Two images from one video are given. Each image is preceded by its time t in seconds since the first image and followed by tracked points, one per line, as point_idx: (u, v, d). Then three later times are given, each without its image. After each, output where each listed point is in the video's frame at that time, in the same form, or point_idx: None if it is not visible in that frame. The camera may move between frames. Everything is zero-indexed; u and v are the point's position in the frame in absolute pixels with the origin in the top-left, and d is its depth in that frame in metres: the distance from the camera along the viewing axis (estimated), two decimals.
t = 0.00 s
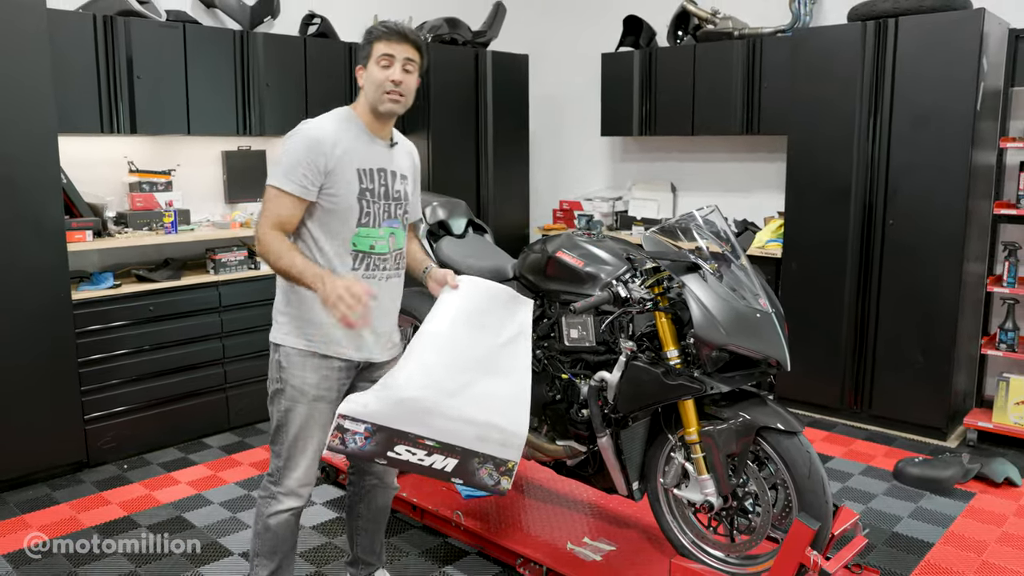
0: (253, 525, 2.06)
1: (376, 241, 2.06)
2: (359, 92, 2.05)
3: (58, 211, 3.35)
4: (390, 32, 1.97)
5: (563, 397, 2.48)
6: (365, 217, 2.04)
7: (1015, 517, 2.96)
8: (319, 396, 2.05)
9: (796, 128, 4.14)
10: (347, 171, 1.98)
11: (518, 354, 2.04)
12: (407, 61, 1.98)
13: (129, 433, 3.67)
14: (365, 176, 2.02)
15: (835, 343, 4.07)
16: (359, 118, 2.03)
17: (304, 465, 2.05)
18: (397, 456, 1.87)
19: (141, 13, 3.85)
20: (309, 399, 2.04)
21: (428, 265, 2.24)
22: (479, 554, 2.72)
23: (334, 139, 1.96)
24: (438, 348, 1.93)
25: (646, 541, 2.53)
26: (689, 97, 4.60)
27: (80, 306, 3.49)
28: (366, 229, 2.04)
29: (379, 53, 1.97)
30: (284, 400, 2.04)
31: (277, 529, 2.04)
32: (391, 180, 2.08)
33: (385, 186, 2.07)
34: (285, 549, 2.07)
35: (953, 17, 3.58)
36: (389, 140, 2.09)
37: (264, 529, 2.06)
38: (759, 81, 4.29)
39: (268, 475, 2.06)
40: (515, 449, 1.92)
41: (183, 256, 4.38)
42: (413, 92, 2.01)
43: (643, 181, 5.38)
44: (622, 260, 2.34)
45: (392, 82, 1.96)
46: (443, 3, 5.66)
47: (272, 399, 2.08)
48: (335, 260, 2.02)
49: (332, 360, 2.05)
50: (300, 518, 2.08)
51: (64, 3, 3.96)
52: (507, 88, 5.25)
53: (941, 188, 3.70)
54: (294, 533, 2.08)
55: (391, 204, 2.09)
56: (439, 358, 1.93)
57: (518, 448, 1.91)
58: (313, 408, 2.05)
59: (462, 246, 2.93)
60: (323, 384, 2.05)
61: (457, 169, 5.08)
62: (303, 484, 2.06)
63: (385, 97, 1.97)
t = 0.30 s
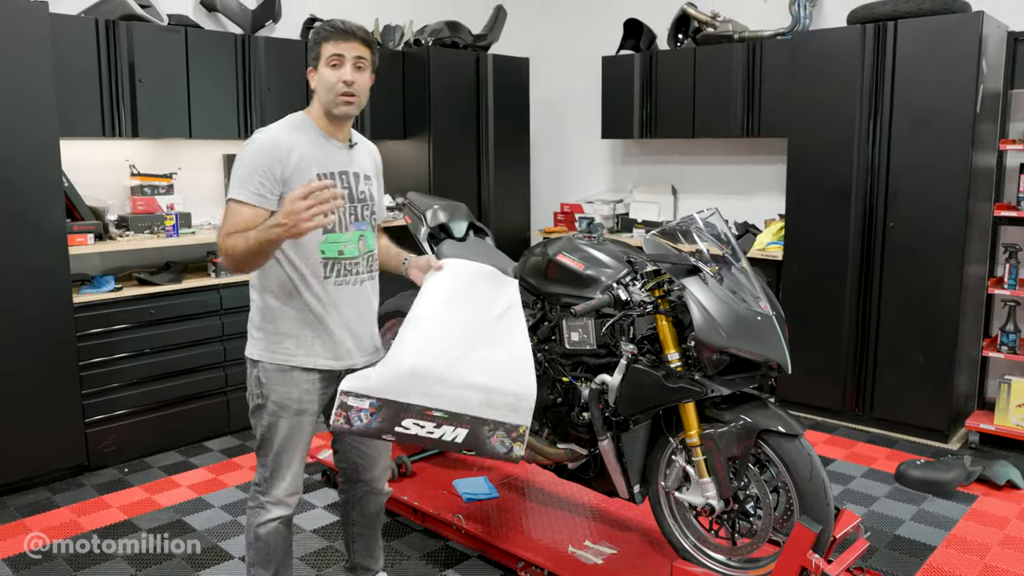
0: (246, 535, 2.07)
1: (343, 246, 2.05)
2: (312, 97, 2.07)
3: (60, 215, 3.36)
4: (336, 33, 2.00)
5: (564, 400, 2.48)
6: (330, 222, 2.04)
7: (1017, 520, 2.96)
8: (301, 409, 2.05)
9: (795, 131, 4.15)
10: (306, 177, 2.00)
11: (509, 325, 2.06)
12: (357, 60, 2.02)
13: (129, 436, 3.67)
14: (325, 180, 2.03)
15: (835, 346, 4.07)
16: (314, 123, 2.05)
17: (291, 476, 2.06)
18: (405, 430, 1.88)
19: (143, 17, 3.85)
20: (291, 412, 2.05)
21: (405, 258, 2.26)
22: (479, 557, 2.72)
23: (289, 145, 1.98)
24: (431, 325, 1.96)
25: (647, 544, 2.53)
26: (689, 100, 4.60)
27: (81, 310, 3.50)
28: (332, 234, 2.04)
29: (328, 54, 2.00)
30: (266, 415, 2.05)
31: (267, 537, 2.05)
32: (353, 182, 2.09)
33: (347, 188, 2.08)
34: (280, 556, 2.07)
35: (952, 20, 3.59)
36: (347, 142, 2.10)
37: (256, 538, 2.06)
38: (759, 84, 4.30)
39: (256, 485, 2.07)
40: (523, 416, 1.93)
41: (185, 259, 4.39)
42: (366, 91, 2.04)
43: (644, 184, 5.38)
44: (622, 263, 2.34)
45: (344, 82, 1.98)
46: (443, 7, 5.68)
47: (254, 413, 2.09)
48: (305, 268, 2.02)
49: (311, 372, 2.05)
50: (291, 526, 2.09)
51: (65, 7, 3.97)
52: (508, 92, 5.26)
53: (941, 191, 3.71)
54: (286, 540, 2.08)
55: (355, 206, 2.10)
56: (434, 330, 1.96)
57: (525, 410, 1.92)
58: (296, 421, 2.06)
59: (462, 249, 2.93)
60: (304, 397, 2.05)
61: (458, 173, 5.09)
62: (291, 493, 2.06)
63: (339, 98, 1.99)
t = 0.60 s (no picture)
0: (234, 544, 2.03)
1: (307, 255, 2.01)
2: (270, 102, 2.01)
3: (59, 217, 3.36)
4: (291, 36, 1.94)
5: (563, 400, 2.48)
6: (293, 232, 1.99)
7: (1016, 520, 2.96)
8: (273, 416, 2.00)
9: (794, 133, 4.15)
10: (266, 187, 1.94)
11: (496, 317, 1.97)
12: (315, 63, 1.96)
13: (128, 438, 3.67)
14: (287, 190, 1.97)
15: (834, 347, 4.08)
16: (274, 129, 1.99)
17: (270, 481, 2.02)
18: (401, 431, 1.81)
19: (142, 19, 3.86)
20: (265, 419, 2.00)
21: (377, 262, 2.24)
22: (479, 558, 2.72)
23: (246, 157, 1.91)
24: (413, 323, 1.91)
25: (646, 545, 2.53)
26: (688, 101, 4.61)
27: (81, 311, 3.51)
28: (296, 244, 1.99)
29: (284, 58, 1.95)
30: (240, 423, 2.01)
31: (255, 543, 2.02)
32: (317, 188, 2.03)
33: (312, 196, 2.01)
34: (271, 560, 2.03)
35: (950, 21, 3.60)
36: (309, 147, 2.03)
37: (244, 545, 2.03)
38: (758, 85, 4.30)
39: (237, 492, 2.03)
40: (519, 402, 1.81)
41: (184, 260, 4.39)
42: (324, 95, 1.98)
43: (644, 185, 5.39)
44: (621, 264, 2.35)
45: (301, 87, 1.92)
46: (443, 9, 5.68)
47: (229, 420, 2.05)
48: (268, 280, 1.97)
49: (281, 381, 2.00)
50: (278, 529, 2.06)
51: (65, 9, 3.98)
52: (508, 93, 5.27)
53: (939, 192, 3.71)
54: (274, 545, 2.05)
55: (321, 213, 2.04)
56: (419, 325, 1.91)
57: (519, 399, 1.81)
58: (270, 428, 2.01)
59: (461, 250, 2.93)
60: (276, 404, 2.00)
61: (458, 174, 5.10)
62: (273, 498, 2.03)
63: (297, 104, 1.93)
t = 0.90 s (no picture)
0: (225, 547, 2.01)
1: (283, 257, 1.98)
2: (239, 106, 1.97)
3: (58, 218, 3.37)
4: (253, 38, 1.90)
5: (560, 401, 2.48)
6: (269, 234, 1.95)
7: (1013, 520, 2.97)
8: (257, 418, 1.98)
9: (792, 134, 4.16)
10: (239, 191, 1.90)
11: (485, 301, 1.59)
12: (280, 64, 1.92)
13: (128, 438, 3.68)
14: (261, 193, 1.94)
15: (832, 348, 4.08)
16: (245, 133, 1.95)
17: (258, 481, 2.01)
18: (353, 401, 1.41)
19: (141, 21, 3.87)
20: (248, 421, 1.98)
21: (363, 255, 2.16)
22: (477, 558, 2.73)
23: (218, 161, 1.88)
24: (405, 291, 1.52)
25: (643, 545, 2.54)
26: (687, 102, 4.62)
27: (80, 312, 3.52)
28: (272, 247, 1.96)
29: (249, 61, 1.91)
30: (223, 425, 1.98)
31: (248, 545, 1.99)
32: (292, 190, 2.00)
33: (286, 197, 1.98)
34: (265, 561, 2.02)
35: (947, 23, 3.61)
36: (283, 148, 2.00)
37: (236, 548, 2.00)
38: (756, 86, 4.31)
39: (226, 494, 2.01)
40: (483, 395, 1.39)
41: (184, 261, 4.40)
42: (292, 95, 1.94)
43: (643, 186, 5.40)
44: (617, 265, 2.35)
45: (267, 89, 1.88)
46: (442, 10, 5.69)
47: (213, 423, 2.02)
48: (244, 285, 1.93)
49: (263, 384, 1.97)
50: (270, 530, 2.04)
51: (64, 12, 3.99)
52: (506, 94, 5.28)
53: (936, 192, 3.72)
54: (268, 545, 2.03)
55: (296, 214, 2.01)
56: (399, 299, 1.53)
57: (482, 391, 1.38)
58: (254, 429, 1.99)
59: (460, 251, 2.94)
60: (258, 406, 1.98)
61: (458, 176, 5.11)
62: (261, 498, 2.02)
63: (264, 105, 1.89)
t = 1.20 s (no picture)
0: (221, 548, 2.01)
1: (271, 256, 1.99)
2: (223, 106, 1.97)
3: (58, 219, 3.39)
4: (232, 37, 1.90)
5: (556, 401, 2.49)
6: (256, 234, 1.96)
7: (1008, 520, 2.98)
8: (251, 417, 2.00)
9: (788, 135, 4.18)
10: (226, 190, 1.91)
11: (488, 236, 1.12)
12: (259, 61, 1.91)
13: (127, 438, 3.69)
14: (247, 192, 1.94)
15: (829, 348, 4.09)
16: (230, 133, 1.95)
17: (253, 481, 2.01)
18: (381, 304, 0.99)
19: (141, 23, 3.88)
20: (242, 421, 1.99)
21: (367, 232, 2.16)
22: (474, 558, 2.74)
23: (204, 161, 1.88)
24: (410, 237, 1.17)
25: (640, 544, 2.55)
26: (685, 103, 4.64)
27: (80, 313, 3.53)
28: (260, 246, 1.97)
29: (229, 60, 1.90)
30: (216, 426, 1.99)
31: (244, 545, 2.00)
32: (279, 189, 2.01)
33: (273, 197, 1.99)
34: (259, 560, 2.02)
35: (943, 24, 3.63)
36: (268, 149, 2.01)
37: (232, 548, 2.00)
38: (753, 87, 4.33)
39: (221, 495, 2.02)
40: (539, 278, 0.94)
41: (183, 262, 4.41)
42: (273, 91, 1.94)
43: (641, 187, 5.41)
44: (613, 265, 2.39)
45: (247, 86, 1.88)
46: (440, 11, 5.71)
47: (206, 425, 2.03)
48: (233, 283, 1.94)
49: (255, 384, 1.98)
50: (267, 529, 2.04)
51: (64, 13, 4.01)
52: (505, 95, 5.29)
53: (932, 193, 3.73)
54: (264, 545, 2.03)
55: (283, 213, 2.01)
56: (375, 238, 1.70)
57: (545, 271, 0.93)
58: (248, 429, 2.00)
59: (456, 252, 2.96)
60: (252, 406, 1.99)
61: (456, 177, 5.12)
62: (257, 498, 2.02)
63: (245, 102, 1.89)
